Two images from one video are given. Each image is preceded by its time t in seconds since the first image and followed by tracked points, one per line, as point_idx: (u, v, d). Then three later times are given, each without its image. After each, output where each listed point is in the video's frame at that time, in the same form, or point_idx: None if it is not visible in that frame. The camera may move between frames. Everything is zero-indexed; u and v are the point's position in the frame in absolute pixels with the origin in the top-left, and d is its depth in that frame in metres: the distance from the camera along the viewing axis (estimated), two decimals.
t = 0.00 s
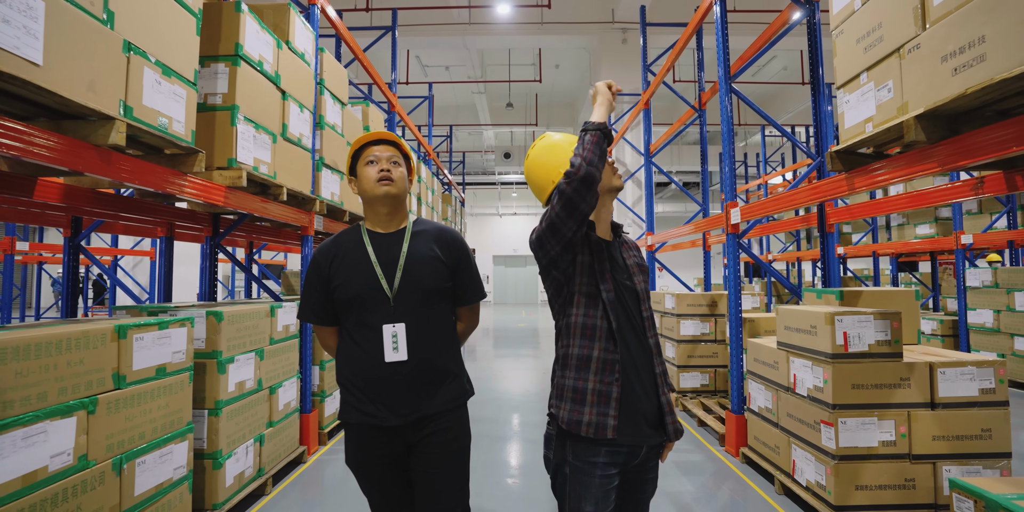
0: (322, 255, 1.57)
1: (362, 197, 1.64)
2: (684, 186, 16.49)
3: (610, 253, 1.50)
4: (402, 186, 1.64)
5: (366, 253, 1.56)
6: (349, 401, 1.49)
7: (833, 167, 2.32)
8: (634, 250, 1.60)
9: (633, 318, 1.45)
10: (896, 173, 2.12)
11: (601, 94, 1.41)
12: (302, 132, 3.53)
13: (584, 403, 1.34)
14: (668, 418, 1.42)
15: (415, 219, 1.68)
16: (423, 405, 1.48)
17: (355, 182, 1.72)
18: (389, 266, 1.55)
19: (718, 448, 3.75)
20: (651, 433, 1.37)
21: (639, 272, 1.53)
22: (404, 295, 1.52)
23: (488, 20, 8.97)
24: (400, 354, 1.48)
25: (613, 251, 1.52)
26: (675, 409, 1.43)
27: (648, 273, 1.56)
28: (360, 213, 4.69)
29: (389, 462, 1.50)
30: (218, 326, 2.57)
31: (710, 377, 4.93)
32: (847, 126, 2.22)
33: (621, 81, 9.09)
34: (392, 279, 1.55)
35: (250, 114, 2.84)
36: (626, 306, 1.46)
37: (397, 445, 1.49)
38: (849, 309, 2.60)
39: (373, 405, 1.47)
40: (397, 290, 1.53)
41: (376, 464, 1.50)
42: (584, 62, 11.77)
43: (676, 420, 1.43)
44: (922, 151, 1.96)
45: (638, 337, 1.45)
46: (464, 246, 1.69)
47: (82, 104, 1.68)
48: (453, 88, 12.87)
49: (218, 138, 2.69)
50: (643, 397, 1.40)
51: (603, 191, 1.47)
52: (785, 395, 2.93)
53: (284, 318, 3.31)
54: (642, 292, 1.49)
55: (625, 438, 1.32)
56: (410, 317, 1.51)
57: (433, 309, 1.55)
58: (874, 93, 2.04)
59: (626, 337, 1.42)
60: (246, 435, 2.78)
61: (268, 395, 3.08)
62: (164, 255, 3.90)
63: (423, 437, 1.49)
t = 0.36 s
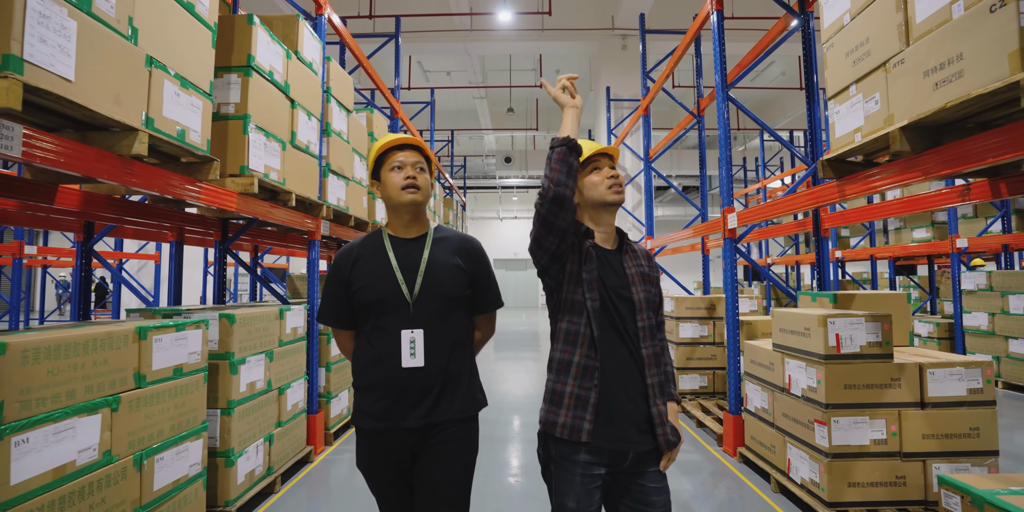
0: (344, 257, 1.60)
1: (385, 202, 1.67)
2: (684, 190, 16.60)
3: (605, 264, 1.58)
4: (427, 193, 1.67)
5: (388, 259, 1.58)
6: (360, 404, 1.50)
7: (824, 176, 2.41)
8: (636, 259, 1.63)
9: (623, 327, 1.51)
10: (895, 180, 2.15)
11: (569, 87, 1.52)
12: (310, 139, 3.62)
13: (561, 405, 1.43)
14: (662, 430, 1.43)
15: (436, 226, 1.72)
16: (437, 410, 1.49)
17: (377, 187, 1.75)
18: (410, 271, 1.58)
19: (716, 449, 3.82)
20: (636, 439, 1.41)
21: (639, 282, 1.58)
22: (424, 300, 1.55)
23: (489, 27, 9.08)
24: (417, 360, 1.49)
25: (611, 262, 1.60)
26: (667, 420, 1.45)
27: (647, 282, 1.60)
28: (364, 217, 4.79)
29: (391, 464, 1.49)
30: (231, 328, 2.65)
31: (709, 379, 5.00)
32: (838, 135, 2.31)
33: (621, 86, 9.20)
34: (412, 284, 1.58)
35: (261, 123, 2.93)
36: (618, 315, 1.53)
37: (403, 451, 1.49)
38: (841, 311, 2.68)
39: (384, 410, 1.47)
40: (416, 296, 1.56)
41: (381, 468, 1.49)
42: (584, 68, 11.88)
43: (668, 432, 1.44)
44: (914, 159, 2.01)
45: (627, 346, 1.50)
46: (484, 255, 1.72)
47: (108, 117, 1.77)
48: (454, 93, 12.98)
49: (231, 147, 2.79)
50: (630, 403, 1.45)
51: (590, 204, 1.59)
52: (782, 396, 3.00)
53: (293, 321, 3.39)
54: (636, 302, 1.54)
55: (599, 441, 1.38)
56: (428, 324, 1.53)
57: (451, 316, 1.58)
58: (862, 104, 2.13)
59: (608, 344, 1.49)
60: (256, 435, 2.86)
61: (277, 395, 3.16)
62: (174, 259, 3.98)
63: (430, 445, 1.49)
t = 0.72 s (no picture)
0: (366, 249, 1.60)
1: (412, 198, 1.67)
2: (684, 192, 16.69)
3: (600, 270, 1.55)
4: (454, 190, 1.66)
5: (408, 256, 1.57)
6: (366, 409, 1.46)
7: (815, 181, 2.48)
8: (648, 261, 1.54)
9: (615, 331, 1.51)
10: (893, 183, 2.16)
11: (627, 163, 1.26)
12: (314, 145, 3.70)
13: (536, 397, 1.53)
14: (641, 438, 1.42)
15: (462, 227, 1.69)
16: (446, 417, 1.44)
17: (405, 183, 1.74)
18: (429, 270, 1.56)
19: (713, 449, 3.88)
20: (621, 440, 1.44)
21: (644, 286, 1.52)
22: (441, 301, 1.51)
23: (489, 32, 9.15)
24: (428, 361, 1.45)
25: (614, 266, 1.55)
26: (647, 428, 1.43)
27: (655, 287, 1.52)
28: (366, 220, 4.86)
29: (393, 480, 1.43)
30: (238, 330, 2.72)
31: (707, 380, 5.06)
32: (828, 141, 2.38)
33: (620, 90, 9.28)
34: (430, 283, 1.56)
35: (266, 129, 3.01)
36: (607, 319, 1.52)
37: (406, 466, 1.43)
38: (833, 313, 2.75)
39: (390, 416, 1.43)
40: (433, 295, 1.53)
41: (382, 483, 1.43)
42: (583, 72, 11.98)
43: (648, 441, 1.43)
44: (910, 162, 2.04)
45: (614, 353, 1.50)
46: (510, 260, 1.67)
47: (123, 126, 1.84)
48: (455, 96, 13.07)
49: (238, 153, 2.86)
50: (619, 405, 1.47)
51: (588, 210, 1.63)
52: (775, 396, 3.06)
53: (297, 322, 3.46)
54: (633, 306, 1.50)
55: (574, 436, 1.46)
56: (443, 325, 1.49)
57: (469, 319, 1.53)
58: (850, 112, 2.20)
59: (587, 353, 1.52)
60: (262, 434, 2.93)
61: (281, 395, 3.22)
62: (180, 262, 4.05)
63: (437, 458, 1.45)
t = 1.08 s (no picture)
0: (380, 250, 1.63)
1: (427, 205, 1.71)
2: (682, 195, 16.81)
3: (610, 281, 1.62)
4: (469, 197, 1.69)
5: (423, 261, 1.61)
6: (374, 413, 1.49)
7: (800, 189, 2.58)
8: (661, 264, 1.53)
9: (622, 336, 1.54)
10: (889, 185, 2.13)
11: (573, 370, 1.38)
12: (317, 152, 3.80)
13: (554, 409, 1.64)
14: (635, 445, 1.40)
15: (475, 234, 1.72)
16: (455, 425, 1.46)
17: (421, 188, 1.78)
18: (442, 277, 1.59)
19: (706, 449, 3.96)
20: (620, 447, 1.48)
21: (654, 290, 1.50)
22: (452, 309, 1.55)
23: (489, 37, 9.21)
24: (440, 368, 1.48)
25: (626, 274, 1.60)
26: (645, 435, 1.40)
27: (666, 290, 1.49)
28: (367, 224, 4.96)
29: (398, 480, 1.46)
30: (243, 332, 2.82)
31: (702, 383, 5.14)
32: (812, 150, 2.47)
33: (617, 95, 9.39)
34: (442, 289, 1.59)
35: (271, 138, 3.10)
36: (616, 328, 1.55)
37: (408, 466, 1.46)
38: (820, 316, 2.83)
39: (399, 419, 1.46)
40: (445, 302, 1.56)
41: (387, 487, 1.44)
42: (582, 76, 12.10)
43: (642, 449, 1.39)
44: (902, 168, 2.04)
45: (619, 358, 1.51)
46: (522, 270, 1.69)
47: (138, 139, 1.94)
48: (454, 100, 13.18)
49: (243, 162, 2.95)
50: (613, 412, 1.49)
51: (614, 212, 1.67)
52: (764, 396, 3.15)
53: (299, 325, 3.55)
54: (641, 310, 1.50)
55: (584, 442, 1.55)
56: (454, 333, 1.52)
57: (479, 328, 1.56)
58: (833, 124, 2.30)
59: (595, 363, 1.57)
60: (266, 434, 3.02)
61: (285, 396, 3.32)
62: (185, 266, 4.15)
63: (441, 465, 1.48)
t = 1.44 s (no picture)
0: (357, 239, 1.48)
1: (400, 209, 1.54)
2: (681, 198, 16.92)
3: (607, 287, 1.68)
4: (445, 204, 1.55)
5: (401, 259, 1.50)
6: (363, 417, 1.42)
7: (784, 196, 2.67)
8: (658, 273, 1.55)
9: (615, 343, 1.58)
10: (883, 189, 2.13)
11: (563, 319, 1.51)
12: (316, 158, 3.88)
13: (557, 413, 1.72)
14: (620, 451, 1.44)
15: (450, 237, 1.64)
16: (444, 421, 1.42)
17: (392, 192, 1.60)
18: (423, 276, 1.50)
19: (698, 449, 4.03)
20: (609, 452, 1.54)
21: (649, 299, 1.53)
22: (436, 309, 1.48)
23: (488, 43, 9.35)
24: (428, 367, 1.44)
25: (626, 281, 1.64)
26: (629, 442, 1.43)
27: (659, 300, 1.51)
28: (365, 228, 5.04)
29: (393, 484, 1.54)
30: (245, 335, 2.90)
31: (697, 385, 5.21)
32: (796, 158, 2.55)
33: (614, 99, 9.50)
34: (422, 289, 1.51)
35: (272, 145, 3.19)
36: (612, 334, 1.60)
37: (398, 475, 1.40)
38: (806, 319, 2.91)
39: (392, 419, 1.40)
40: (427, 303, 1.48)
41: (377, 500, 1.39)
42: (580, 80, 12.21)
43: (626, 456, 1.43)
44: (895, 172, 2.05)
45: (613, 364, 1.56)
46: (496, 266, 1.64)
47: (144, 150, 2.02)
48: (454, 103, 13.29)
49: (245, 169, 3.04)
50: (602, 416, 1.55)
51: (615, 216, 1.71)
52: (753, 398, 3.23)
53: (300, 327, 3.64)
54: (634, 318, 1.53)
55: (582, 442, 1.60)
56: (439, 334, 1.47)
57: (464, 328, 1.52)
58: (814, 134, 2.38)
59: (592, 370, 1.62)
60: (266, 434, 3.09)
61: (285, 397, 3.40)
62: (188, 270, 4.24)
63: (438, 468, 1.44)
